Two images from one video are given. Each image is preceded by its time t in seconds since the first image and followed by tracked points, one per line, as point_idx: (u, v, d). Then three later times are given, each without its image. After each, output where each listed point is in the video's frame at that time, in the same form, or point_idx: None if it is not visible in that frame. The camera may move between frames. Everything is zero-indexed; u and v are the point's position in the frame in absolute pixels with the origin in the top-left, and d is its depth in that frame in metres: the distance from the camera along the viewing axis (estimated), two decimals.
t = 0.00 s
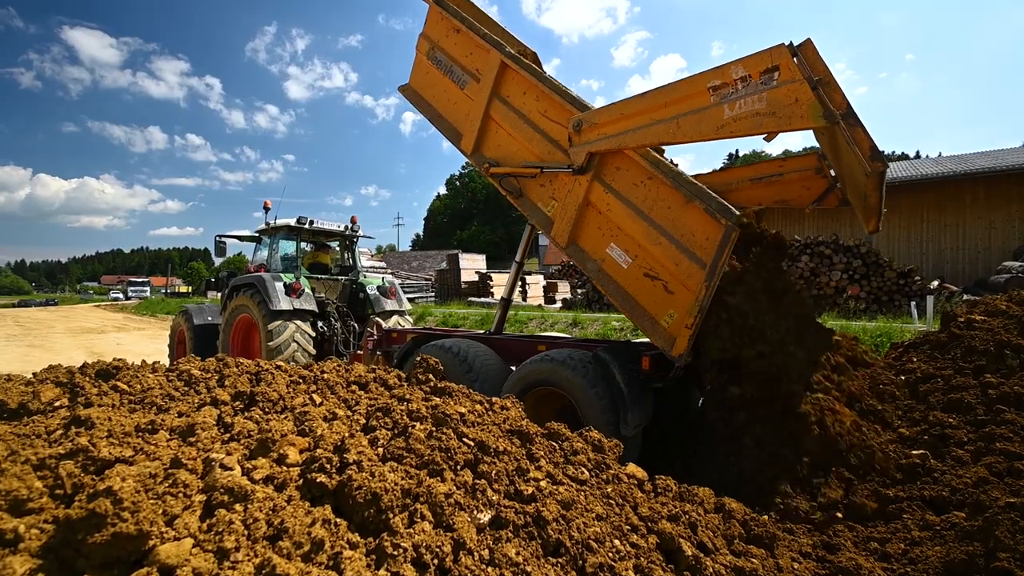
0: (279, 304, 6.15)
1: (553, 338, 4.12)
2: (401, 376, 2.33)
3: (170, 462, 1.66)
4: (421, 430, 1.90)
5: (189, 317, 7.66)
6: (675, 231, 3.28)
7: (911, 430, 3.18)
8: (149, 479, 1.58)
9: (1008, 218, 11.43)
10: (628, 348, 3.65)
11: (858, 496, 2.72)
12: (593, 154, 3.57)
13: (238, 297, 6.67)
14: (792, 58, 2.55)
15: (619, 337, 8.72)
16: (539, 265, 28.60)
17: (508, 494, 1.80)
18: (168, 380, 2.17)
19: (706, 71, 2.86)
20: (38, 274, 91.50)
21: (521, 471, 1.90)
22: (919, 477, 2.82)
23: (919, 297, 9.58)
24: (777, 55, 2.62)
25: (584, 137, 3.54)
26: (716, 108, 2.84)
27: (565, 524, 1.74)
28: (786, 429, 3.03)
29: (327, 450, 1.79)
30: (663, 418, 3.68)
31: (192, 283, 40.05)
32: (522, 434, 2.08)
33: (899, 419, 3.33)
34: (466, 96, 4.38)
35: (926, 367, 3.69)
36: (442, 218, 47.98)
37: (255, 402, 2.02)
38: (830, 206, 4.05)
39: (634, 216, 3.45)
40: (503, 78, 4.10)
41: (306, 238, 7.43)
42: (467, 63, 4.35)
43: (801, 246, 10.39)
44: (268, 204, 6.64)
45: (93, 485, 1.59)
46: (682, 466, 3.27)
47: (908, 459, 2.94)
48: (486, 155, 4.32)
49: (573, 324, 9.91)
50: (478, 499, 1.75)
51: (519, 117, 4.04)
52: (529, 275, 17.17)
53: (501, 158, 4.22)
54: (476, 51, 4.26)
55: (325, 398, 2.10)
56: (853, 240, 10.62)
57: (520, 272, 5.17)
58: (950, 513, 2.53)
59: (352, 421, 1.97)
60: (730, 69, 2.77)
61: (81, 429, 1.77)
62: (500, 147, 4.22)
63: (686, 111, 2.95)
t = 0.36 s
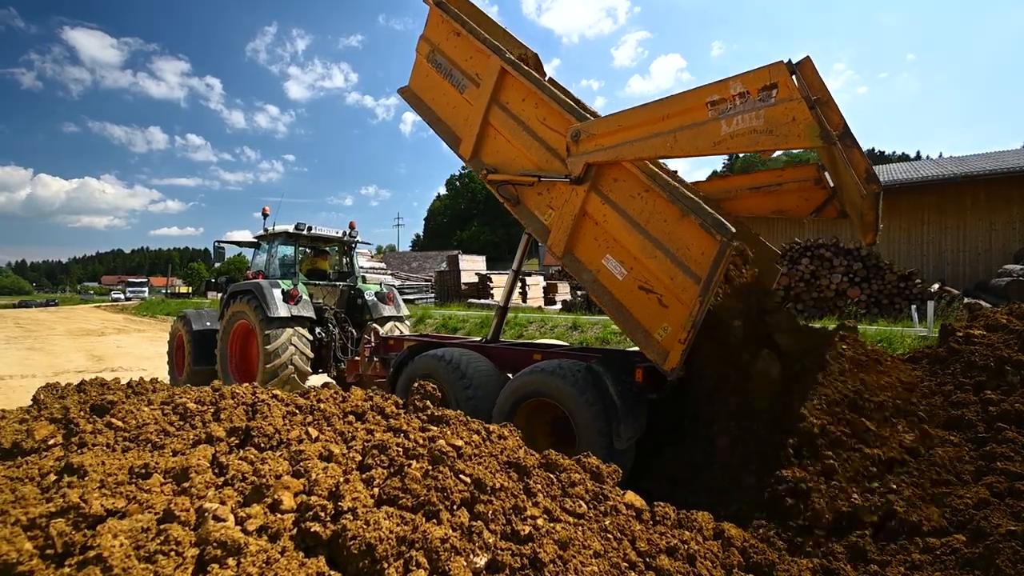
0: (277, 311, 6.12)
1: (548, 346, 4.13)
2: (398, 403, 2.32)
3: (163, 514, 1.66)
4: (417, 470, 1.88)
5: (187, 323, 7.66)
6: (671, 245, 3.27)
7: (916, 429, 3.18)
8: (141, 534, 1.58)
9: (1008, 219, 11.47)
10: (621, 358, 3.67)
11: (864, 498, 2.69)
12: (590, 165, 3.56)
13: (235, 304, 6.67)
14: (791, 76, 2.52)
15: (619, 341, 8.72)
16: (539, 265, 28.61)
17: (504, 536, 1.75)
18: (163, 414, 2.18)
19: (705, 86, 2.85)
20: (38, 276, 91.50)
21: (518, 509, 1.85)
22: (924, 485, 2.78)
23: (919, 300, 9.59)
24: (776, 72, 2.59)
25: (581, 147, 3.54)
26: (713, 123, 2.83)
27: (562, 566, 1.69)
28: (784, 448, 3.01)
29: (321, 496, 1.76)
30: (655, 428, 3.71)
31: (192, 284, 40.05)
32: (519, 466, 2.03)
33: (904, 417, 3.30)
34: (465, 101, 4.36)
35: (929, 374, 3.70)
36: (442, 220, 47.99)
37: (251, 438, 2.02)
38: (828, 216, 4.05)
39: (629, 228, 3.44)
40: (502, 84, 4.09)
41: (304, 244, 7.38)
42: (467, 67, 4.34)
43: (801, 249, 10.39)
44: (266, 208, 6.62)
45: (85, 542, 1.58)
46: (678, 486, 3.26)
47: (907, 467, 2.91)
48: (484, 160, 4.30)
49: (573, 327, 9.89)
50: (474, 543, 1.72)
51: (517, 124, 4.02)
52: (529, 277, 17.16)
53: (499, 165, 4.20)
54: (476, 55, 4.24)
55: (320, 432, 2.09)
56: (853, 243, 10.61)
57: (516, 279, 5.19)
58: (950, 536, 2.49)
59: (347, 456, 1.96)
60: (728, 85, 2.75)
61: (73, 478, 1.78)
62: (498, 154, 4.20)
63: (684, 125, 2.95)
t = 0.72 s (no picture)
0: (275, 319, 6.12)
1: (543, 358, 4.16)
2: (397, 434, 2.35)
3: (162, 570, 1.61)
4: (415, 514, 1.83)
5: (187, 329, 7.69)
6: (666, 261, 3.28)
7: (909, 442, 3.07)
8: None
9: (1008, 222, 11.47)
10: (613, 372, 3.68)
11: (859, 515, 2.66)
12: (588, 179, 3.57)
13: (234, 312, 6.69)
14: (789, 99, 2.53)
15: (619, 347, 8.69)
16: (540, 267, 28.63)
17: None
18: (163, 454, 2.19)
19: (703, 105, 2.84)
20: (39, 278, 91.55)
21: (515, 551, 1.79)
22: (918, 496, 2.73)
23: (919, 304, 9.56)
24: (774, 95, 2.59)
25: (580, 161, 3.55)
26: (711, 143, 2.83)
27: None
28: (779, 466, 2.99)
29: (320, 548, 1.67)
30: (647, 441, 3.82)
31: (193, 286, 40.11)
32: (517, 504, 2.00)
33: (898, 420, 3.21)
34: (466, 108, 4.36)
35: (923, 383, 3.62)
36: (443, 222, 48.03)
37: (250, 476, 2.02)
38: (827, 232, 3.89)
39: (626, 243, 3.45)
40: (502, 93, 4.09)
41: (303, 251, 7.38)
42: (467, 75, 4.34)
43: (801, 252, 10.44)
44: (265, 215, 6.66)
45: None
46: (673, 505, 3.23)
47: (897, 467, 2.88)
48: (483, 169, 4.31)
49: (573, 332, 9.88)
50: None
51: (516, 133, 4.02)
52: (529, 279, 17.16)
53: (498, 174, 4.21)
54: (477, 63, 4.24)
55: (319, 470, 2.08)
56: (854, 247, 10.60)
57: (513, 293, 5.25)
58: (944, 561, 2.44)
59: (348, 496, 1.93)
60: (726, 106, 2.75)
61: (73, 534, 1.76)
62: (497, 163, 4.21)
63: (680, 143, 2.95)
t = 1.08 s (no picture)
0: (275, 325, 6.11)
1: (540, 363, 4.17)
2: (398, 451, 2.37)
3: None
4: (416, 537, 1.82)
5: (187, 332, 7.71)
6: (662, 269, 3.28)
7: (908, 448, 3.02)
8: None
9: (1008, 224, 11.48)
10: (607, 377, 3.70)
11: (854, 524, 2.65)
12: (587, 185, 3.58)
13: (234, 317, 6.69)
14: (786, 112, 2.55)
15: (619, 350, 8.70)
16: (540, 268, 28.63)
17: None
18: (166, 475, 2.19)
19: (702, 114, 2.86)
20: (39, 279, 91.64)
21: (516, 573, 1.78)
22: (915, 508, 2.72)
23: (919, 306, 9.56)
24: (771, 108, 2.61)
25: (580, 166, 3.55)
26: (708, 153, 2.84)
27: None
28: (776, 476, 2.99)
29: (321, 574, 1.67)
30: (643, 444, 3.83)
31: (193, 287, 40.11)
32: (517, 524, 2.00)
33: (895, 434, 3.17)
34: (467, 110, 4.34)
35: (921, 389, 3.57)
36: (443, 223, 48.06)
37: (252, 498, 2.03)
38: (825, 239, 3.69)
39: (622, 250, 3.46)
40: (504, 96, 4.07)
41: (303, 255, 7.39)
42: (470, 76, 4.31)
43: (801, 255, 10.48)
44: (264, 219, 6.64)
45: None
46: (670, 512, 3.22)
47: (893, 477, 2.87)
48: (483, 171, 4.30)
49: (573, 334, 9.88)
50: None
51: (517, 137, 4.01)
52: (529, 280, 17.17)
53: (498, 177, 4.20)
54: (479, 64, 4.22)
55: (321, 490, 2.09)
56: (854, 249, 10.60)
57: (510, 300, 5.27)
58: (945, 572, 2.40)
59: (349, 518, 1.93)
60: (724, 116, 2.77)
61: (78, 562, 1.75)
62: (497, 165, 4.19)
63: (679, 152, 2.96)
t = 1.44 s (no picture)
0: (273, 328, 6.13)
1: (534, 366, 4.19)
2: (397, 464, 2.38)
3: None
4: (414, 555, 1.82)
5: (186, 334, 7.70)
6: (658, 277, 3.28)
7: (903, 458, 3.04)
8: None
9: (1008, 225, 11.50)
10: (601, 385, 3.68)
11: (849, 533, 2.66)
12: (586, 190, 3.57)
13: (231, 320, 6.70)
14: (786, 129, 2.54)
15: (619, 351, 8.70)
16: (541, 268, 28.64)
17: None
18: (166, 491, 2.19)
19: (703, 126, 2.86)
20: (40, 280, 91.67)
21: None
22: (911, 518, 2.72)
23: (919, 307, 9.58)
24: (772, 123, 2.60)
25: (580, 171, 3.55)
26: (708, 165, 2.85)
27: None
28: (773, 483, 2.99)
29: None
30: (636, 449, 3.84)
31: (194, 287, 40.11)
32: (516, 539, 2.01)
33: (889, 438, 3.18)
34: (470, 108, 4.32)
35: (918, 395, 3.57)
36: (444, 224, 48.07)
37: (251, 515, 2.02)
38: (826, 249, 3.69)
39: (619, 257, 3.46)
40: (507, 95, 4.03)
41: (300, 258, 7.41)
42: (475, 73, 4.27)
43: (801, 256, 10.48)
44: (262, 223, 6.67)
45: None
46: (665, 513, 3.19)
47: (887, 482, 2.89)
48: (484, 170, 4.29)
49: (573, 336, 9.89)
50: None
51: (519, 138, 4.00)
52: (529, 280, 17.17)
53: (499, 177, 4.19)
54: (484, 62, 4.17)
55: (320, 506, 2.09)
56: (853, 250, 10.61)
57: (507, 305, 5.27)
58: None
59: (349, 535, 1.93)
60: (725, 129, 2.76)
61: None
62: (499, 166, 4.18)
63: (679, 163, 2.97)
